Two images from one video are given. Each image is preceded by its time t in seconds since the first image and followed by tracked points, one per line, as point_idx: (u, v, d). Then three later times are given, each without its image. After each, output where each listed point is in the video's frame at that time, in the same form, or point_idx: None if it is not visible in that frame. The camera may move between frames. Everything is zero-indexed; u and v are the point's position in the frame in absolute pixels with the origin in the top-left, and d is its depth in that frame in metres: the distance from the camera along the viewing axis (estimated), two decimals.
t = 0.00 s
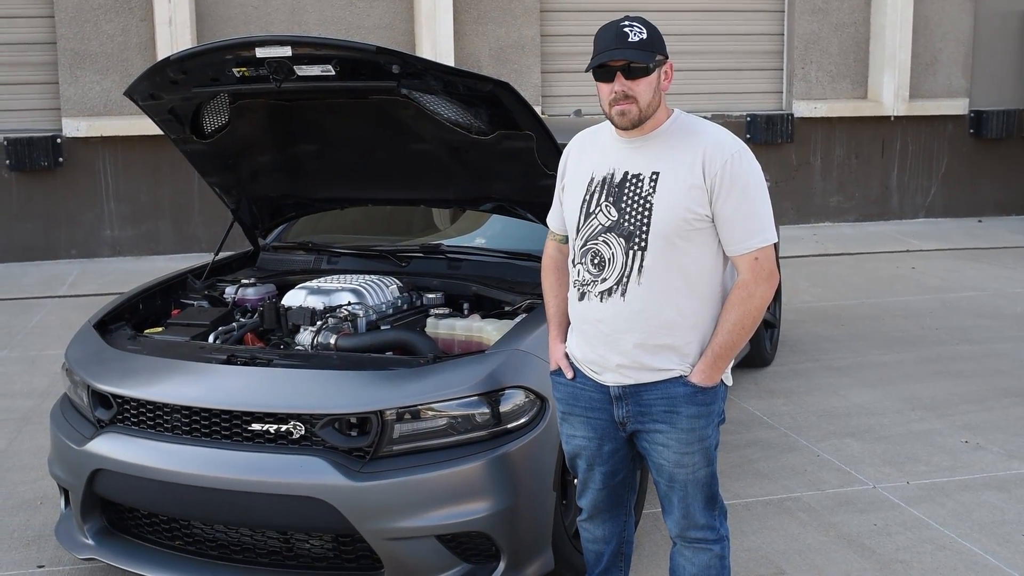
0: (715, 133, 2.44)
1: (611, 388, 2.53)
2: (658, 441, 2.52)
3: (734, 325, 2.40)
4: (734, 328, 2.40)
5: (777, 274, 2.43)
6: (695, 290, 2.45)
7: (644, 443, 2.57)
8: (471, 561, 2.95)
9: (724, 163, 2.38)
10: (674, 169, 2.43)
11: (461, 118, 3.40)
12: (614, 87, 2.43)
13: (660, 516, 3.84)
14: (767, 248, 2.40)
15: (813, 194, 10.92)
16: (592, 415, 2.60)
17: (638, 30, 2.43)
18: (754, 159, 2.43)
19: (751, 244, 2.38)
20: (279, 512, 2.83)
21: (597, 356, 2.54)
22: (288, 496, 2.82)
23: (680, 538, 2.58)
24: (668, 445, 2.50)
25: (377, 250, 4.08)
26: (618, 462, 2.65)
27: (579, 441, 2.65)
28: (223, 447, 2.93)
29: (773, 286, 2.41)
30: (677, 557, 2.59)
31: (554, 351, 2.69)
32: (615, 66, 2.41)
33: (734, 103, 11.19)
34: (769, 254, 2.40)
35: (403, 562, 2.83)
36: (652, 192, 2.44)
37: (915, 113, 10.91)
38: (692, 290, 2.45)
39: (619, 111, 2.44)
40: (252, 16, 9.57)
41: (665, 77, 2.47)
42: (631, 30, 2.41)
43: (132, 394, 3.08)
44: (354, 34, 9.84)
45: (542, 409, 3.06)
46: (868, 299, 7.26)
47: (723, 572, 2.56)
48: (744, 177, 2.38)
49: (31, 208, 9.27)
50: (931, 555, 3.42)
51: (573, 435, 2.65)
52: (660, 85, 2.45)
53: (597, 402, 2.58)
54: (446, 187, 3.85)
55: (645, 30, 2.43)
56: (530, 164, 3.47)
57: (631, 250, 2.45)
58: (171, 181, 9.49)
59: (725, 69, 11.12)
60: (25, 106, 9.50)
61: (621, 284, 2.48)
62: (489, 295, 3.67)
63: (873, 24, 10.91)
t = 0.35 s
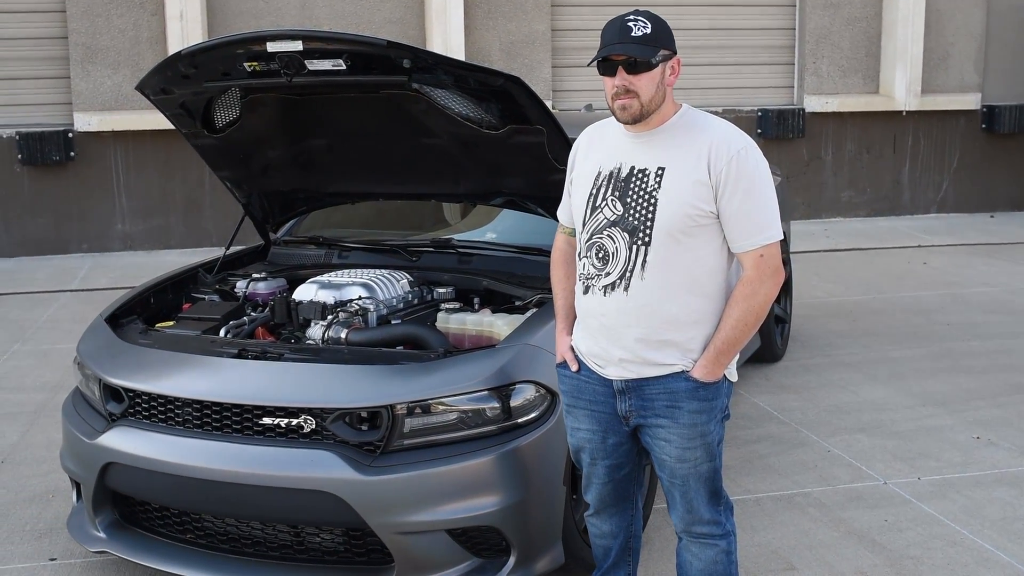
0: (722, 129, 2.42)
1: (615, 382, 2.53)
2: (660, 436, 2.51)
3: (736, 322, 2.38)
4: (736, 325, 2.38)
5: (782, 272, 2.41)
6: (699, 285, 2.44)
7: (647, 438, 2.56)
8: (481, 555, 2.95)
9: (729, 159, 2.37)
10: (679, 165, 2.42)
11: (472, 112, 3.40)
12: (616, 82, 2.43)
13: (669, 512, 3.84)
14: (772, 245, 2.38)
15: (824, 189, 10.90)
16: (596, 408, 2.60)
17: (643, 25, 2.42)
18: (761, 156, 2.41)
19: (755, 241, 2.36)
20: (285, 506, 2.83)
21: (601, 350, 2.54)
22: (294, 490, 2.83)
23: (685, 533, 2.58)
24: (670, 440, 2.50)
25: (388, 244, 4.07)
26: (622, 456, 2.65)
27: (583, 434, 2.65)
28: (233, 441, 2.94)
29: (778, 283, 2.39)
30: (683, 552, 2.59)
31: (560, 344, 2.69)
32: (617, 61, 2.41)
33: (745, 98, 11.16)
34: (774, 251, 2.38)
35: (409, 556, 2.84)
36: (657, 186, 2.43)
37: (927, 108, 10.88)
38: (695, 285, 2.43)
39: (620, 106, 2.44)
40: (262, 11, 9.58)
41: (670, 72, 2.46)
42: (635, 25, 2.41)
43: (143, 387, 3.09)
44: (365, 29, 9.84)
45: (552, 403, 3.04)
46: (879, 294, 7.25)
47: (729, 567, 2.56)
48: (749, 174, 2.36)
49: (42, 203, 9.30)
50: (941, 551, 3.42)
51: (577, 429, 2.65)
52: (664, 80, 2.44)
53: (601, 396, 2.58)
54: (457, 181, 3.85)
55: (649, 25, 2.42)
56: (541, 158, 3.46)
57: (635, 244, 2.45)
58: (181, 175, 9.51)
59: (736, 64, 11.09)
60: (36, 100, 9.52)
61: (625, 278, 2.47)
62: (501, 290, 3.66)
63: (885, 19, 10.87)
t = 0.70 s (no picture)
0: (733, 123, 2.41)
1: (626, 377, 2.53)
2: (671, 431, 2.50)
3: (748, 318, 2.38)
4: (747, 321, 2.38)
5: (794, 267, 2.40)
6: (709, 281, 2.43)
7: (658, 433, 2.56)
8: (493, 549, 2.96)
9: (740, 154, 2.35)
10: (690, 159, 2.41)
11: (485, 107, 3.40)
12: (624, 77, 2.42)
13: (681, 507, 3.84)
14: (784, 241, 2.37)
15: (837, 184, 10.86)
16: (608, 403, 2.60)
17: (651, 19, 2.41)
18: (773, 150, 2.40)
19: (766, 236, 2.35)
20: (298, 500, 2.84)
21: (612, 344, 2.54)
22: (306, 484, 2.83)
23: (697, 528, 2.58)
24: (681, 436, 2.49)
25: (400, 239, 4.08)
26: (634, 452, 2.64)
27: (595, 429, 2.65)
28: (246, 435, 2.95)
29: (789, 279, 2.38)
30: (695, 547, 2.59)
31: (572, 338, 2.69)
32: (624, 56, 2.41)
33: (758, 93, 11.13)
34: (786, 246, 2.36)
35: (421, 550, 2.84)
36: (668, 181, 2.43)
37: (941, 103, 10.83)
38: (706, 281, 2.43)
39: (629, 101, 2.43)
40: (275, 5, 9.59)
41: (681, 66, 2.44)
42: (643, 19, 2.40)
43: (156, 381, 3.10)
44: (377, 23, 9.85)
45: (564, 398, 3.04)
46: (892, 290, 7.22)
47: (741, 563, 2.56)
48: (761, 169, 2.35)
49: (56, 197, 9.34)
50: (955, 548, 3.40)
51: (589, 424, 2.65)
52: (673, 75, 2.43)
53: (613, 390, 2.58)
54: (469, 176, 3.85)
55: (657, 20, 2.40)
56: (554, 153, 3.46)
57: (645, 239, 2.45)
58: (195, 170, 9.53)
59: (749, 58, 11.06)
60: (49, 95, 9.55)
61: (636, 272, 2.47)
62: (513, 286, 3.66)
63: (899, 13, 10.82)
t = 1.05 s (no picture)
0: (750, 116, 2.40)
1: (643, 371, 2.53)
2: (689, 425, 2.50)
3: (765, 311, 2.37)
4: (765, 314, 2.37)
5: (812, 260, 2.39)
6: (726, 274, 2.43)
7: (675, 427, 2.56)
8: (506, 543, 2.96)
9: (758, 146, 2.35)
10: (707, 152, 2.40)
11: (499, 101, 3.39)
12: (640, 70, 2.41)
13: (695, 502, 3.83)
14: (801, 234, 2.36)
15: (851, 179, 10.83)
16: (624, 397, 2.60)
17: (668, 13, 2.40)
18: (791, 143, 2.39)
19: (784, 229, 2.34)
20: (312, 493, 2.85)
21: (629, 339, 2.54)
22: (321, 477, 2.84)
23: (711, 523, 2.57)
24: (698, 430, 2.49)
25: (414, 233, 4.07)
26: (650, 446, 2.64)
27: (611, 423, 2.65)
28: (260, 428, 2.95)
29: (807, 272, 2.37)
30: (709, 543, 2.59)
31: (588, 333, 2.68)
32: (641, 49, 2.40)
33: (773, 87, 11.09)
34: (803, 239, 2.36)
35: (435, 544, 2.85)
36: (685, 174, 2.42)
37: (956, 97, 10.78)
38: (723, 274, 2.42)
39: (646, 96, 2.42)
40: None
41: (697, 59, 2.44)
42: (659, 13, 2.39)
43: (171, 373, 3.11)
44: (390, 17, 9.85)
45: (578, 392, 3.04)
46: (906, 285, 7.20)
47: (755, 558, 2.55)
48: (778, 161, 2.34)
49: (71, 190, 9.37)
50: (968, 544, 3.39)
51: (605, 418, 2.65)
52: (690, 68, 2.42)
53: (629, 384, 2.58)
54: (483, 169, 3.84)
55: (674, 13, 2.40)
56: (568, 147, 3.45)
57: (662, 233, 2.44)
58: (208, 164, 9.54)
59: (762, 53, 11.03)
60: (63, 89, 9.58)
61: (652, 265, 2.47)
62: (526, 279, 3.67)
63: (915, 7, 10.78)
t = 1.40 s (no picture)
0: (763, 109, 2.39)
1: (659, 365, 2.53)
2: (705, 419, 2.50)
3: (781, 304, 2.36)
4: (781, 307, 2.36)
5: (827, 253, 2.38)
6: (742, 268, 2.42)
7: (691, 421, 2.56)
8: (515, 537, 2.96)
9: (771, 140, 2.34)
10: (720, 146, 2.40)
11: (508, 95, 3.39)
12: (653, 65, 2.41)
13: (704, 497, 3.83)
14: (816, 226, 2.35)
15: (861, 173, 10.81)
16: (639, 392, 2.60)
17: (680, 7, 2.40)
18: (804, 135, 2.38)
19: (799, 222, 2.34)
20: (323, 486, 2.85)
21: (645, 333, 2.54)
22: (332, 470, 2.84)
23: (724, 518, 2.57)
24: (714, 424, 2.49)
25: (423, 227, 4.09)
26: (666, 441, 2.64)
27: (627, 417, 2.65)
28: (269, 421, 2.96)
29: (823, 264, 2.36)
30: (721, 537, 2.58)
31: (603, 329, 2.68)
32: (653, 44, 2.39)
33: (782, 82, 11.08)
34: (818, 232, 2.35)
35: (445, 538, 2.85)
36: (699, 168, 2.42)
37: (967, 92, 10.74)
38: (738, 268, 2.42)
39: (659, 91, 2.43)
40: None
41: (710, 54, 2.43)
42: (672, 7, 2.39)
43: (180, 367, 3.11)
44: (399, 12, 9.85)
45: (586, 386, 3.05)
46: (916, 280, 7.18)
47: (767, 554, 2.55)
48: (792, 154, 2.34)
49: (81, 184, 9.39)
50: (978, 539, 3.39)
51: (621, 413, 2.65)
52: (703, 63, 2.41)
53: (645, 379, 2.58)
54: (492, 163, 3.84)
55: (687, 7, 2.39)
56: (577, 141, 3.45)
57: (677, 227, 2.44)
58: (218, 158, 9.56)
59: (771, 47, 11.01)
60: (73, 83, 9.59)
61: (667, 260, 2.47)
62: (535, 273, 3.66)
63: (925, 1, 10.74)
